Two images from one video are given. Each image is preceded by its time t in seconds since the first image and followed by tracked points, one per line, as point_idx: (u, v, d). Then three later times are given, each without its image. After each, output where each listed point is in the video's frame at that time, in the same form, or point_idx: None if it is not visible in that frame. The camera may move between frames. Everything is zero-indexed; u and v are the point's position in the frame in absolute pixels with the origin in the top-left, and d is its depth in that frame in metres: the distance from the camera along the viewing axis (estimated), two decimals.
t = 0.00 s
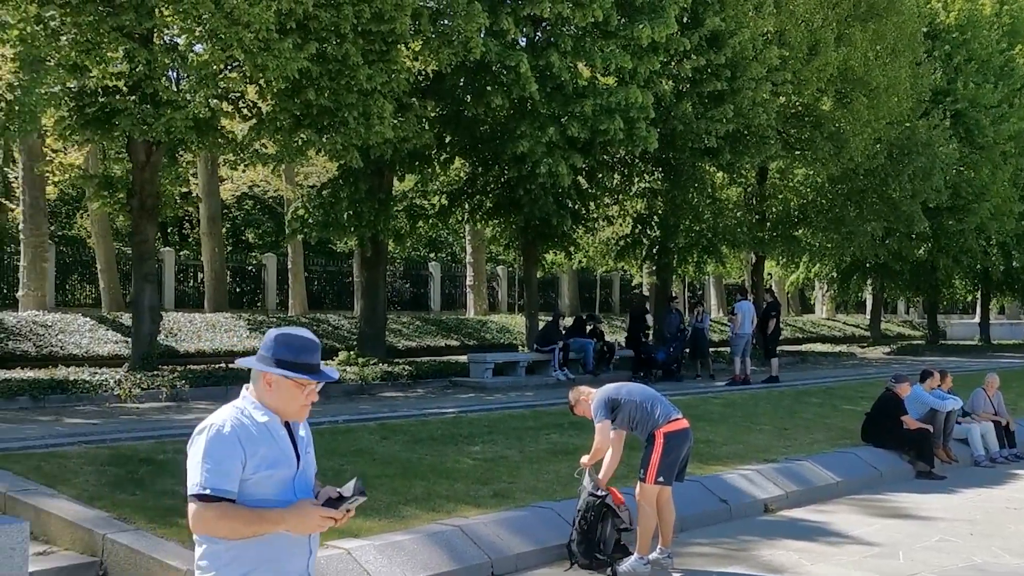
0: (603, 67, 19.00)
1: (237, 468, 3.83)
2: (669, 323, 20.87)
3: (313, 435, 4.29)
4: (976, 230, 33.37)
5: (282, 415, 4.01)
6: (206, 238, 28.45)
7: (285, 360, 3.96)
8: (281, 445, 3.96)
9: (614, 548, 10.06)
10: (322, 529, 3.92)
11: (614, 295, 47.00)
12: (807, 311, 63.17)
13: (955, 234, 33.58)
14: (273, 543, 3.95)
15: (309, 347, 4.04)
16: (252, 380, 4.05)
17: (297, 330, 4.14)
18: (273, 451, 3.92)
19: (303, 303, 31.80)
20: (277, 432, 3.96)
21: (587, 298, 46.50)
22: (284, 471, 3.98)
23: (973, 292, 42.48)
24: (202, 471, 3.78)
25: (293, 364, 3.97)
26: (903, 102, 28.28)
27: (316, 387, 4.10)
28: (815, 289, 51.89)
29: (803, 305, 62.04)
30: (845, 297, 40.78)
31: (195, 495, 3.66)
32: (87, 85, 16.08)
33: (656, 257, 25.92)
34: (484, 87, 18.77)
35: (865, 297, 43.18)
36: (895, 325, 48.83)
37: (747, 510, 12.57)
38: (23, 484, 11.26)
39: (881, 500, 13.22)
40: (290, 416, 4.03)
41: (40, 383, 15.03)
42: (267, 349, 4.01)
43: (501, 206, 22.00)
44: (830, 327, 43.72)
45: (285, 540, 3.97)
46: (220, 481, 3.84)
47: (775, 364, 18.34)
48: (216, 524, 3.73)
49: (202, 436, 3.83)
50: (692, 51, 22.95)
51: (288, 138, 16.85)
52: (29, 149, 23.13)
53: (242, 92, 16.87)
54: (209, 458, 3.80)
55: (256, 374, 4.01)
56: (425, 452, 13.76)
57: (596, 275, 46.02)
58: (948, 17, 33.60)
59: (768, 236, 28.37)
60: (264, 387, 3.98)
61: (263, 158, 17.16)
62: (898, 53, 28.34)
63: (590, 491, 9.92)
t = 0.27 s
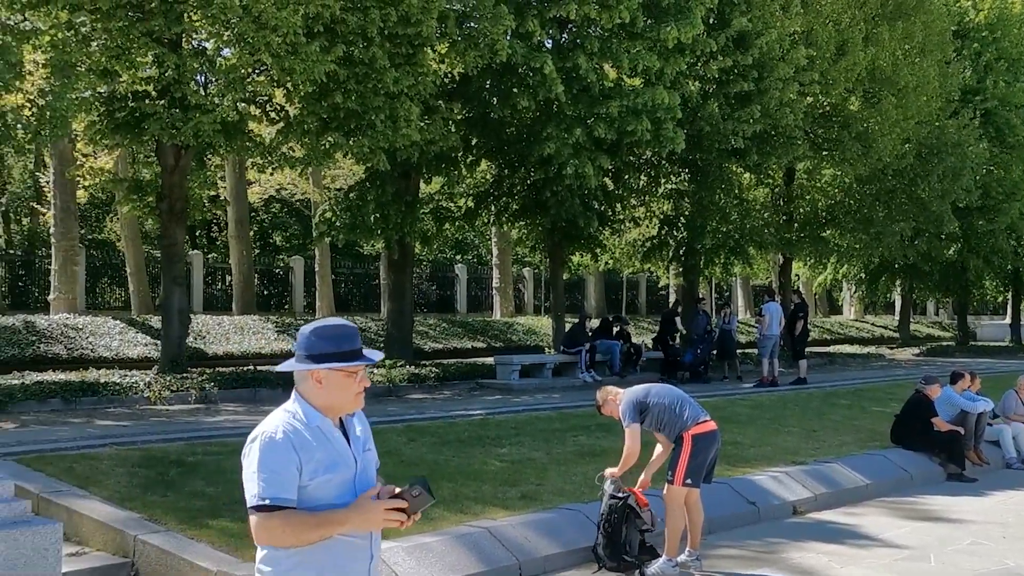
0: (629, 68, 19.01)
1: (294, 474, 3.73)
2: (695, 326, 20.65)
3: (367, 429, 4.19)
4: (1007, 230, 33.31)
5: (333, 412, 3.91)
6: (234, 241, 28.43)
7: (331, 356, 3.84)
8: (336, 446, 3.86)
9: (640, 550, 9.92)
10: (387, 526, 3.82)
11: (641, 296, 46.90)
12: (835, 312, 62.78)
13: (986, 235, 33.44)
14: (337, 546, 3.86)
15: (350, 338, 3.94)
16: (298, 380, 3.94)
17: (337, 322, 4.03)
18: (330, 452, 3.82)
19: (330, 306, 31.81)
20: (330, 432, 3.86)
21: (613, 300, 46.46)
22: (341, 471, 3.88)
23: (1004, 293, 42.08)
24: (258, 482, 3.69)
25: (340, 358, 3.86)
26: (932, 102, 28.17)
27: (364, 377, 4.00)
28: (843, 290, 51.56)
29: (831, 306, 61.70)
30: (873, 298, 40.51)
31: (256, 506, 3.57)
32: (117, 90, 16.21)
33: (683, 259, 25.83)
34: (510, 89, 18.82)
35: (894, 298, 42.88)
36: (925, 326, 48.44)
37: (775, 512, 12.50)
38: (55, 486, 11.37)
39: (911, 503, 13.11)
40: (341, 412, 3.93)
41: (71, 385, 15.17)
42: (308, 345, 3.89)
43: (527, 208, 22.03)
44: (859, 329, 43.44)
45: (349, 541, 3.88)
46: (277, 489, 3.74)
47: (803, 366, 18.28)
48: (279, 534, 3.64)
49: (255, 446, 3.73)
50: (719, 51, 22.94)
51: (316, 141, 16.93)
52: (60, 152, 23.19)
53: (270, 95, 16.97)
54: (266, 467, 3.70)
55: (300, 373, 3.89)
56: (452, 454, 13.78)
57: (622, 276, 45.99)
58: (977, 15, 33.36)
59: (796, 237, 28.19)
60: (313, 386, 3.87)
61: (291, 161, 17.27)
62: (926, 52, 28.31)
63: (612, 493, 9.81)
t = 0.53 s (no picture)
0: (657, 70, 19.01)
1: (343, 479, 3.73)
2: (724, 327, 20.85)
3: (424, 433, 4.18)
4: None
5: (387, 414, 3.90)
6: (264, 245, 28.52)
7: (384, 358, 3.85)
8: (388, 452, 3.85)
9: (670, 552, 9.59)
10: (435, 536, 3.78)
11: (669, 299, 46.79)
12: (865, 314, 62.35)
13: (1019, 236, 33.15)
14: (386, 554, 3.86)
15: (403, 339, 3.94)
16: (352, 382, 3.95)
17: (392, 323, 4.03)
18: (381, 458, 3.81)
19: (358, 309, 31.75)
20: (383, 438, 3.85)
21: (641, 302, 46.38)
22: (393, 477, 3.87)
23: None
24: (305, 486, 3.70)
25: (392, 360, 3.86)
26: (964, 102, 27.96)
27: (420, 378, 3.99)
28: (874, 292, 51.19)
29: (861, 308, 61.29)
30: (904, 300, 40.20)
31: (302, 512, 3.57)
32: (149, 95, 16.34)
33: (712, 261, 25.72)
34: (537, 92, 18.84)
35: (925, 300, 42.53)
36: (956, 328, 47.99)
37: (806, 515, 12.40)
38: (89, 488, 11.46)
39: (944, 507, 12.99)
40: (395, 413, 3.93)
41: (104, 389, 15.31)
42: (361, 347, 3.90)
43: (555, 211, 22.07)
44: (889, 331, 43.13)
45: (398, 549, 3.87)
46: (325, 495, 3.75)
47: (833, 369, 18.19)
48: (326, 541, 3.63)
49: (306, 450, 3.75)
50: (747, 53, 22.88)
51: (345, 145, 17.01)
52: (92, 159, 23.40)
53: (298, 100, 17.08)
54: (316, 471, 3.70)
55: (355, 375, 3.90)
56: (481, 456, 13.80)
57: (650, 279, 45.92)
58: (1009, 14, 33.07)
59: (824, 239, 27.78)
60: (366, 389, 3.88)
61: (319, 165, 17.34)
62: (958, 51, 28.13)
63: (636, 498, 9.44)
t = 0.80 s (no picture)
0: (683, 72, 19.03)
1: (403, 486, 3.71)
2: (752, 330, 20.93)
3: (494, 447, 4.13)
4: None
5: (452, 422, 3.88)
6: (292, 249, 28.67)
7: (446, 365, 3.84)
8: (451, 463, 3.81)
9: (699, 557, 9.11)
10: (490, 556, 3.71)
11: (696, 301, 46.65)
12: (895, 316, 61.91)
13: None
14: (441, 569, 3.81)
15: (468, 348, 3.92)
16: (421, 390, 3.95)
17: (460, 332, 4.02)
18: (442, 468, 3.78)
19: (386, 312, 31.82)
20: (447, 447, 3.82)
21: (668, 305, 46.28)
22: (455, 489, 3.81)
23: None
24: (365, 491, 3.69)
25: (455, 366, 3.85)
26: (994, 102, 27.76)
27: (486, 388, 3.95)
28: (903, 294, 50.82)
29: (890, 310, 60.85)
30: (934, 302, 39.87)
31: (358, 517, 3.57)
32: (178, 102, 16.47)
33: (739, 263, 25.57)
34: (564, 95, 18.88)
35: (955, 302, 42.18)
36: (987, 330, 47.55)
37: (836, 519, 12.31)
38: (121, 491, 11.56)
39: (976, 511, 12.86)
40: (459, 421, 3.89)
41: (135, 393, 15.44)
42: (426, 353, 3.91)
43: (581, 214, 22.09)
44: (919, 333, 42.81)
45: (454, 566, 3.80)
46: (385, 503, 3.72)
47: (863, 371, 18.09)
48: (380, 549, 3.60)
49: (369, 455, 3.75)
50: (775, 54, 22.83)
51: (371, 149, 17.02)
52: (122, 165, 23.63)
53: (326, 105, 17.19)
54: (376, 476, 3.70)
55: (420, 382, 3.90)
56: (509, 460, 13.80)
57: (677, 281, 45.83)
58: None
59: (852, 241, 27.60)
60: (429, 396, 3.86)
61: (347, 169, 17.44)
62: (987, 51, 27.95)
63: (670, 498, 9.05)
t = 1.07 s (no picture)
0: (714, 75, 19.06)
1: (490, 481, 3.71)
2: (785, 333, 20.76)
3: (587, 453, 4.08)
4: None
5: (539, 421, 3.86)
6: (324, 253, 28.82)
7: (529, 362, 3.84)
8: (538, 462, 3.79)
9: (733, 562, 9.16)
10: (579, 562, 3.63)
11: (728, 304, 46.49)
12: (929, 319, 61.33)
13: None
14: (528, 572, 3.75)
15: (556, 347, 3.92)
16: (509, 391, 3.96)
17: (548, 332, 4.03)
18: (529, 466, 3.76)
19: (417, 316, 31.99)
20: (534, 446, 3.80)
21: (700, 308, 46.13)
22: (544, 490, 3.78)
23: None
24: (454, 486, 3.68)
25: (539, 364, 3.84)
26: None
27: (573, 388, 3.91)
28: (938, 297, 50.32)
29: (924, 313, 60.29)
30: (970, 305, 39.46)
31: (444, 511, 3.58)
32: (211, 108, 16.61)
33: (771, 266, 25.38)
34: (594, 98, 18.93)
35: (991, 304, 41.72)
36: None
37: (872, 523, 12.22)
38: (157, 494, 11.65)
39: (1013, 516, 12.70)
40: (547, 420, 3.87)
41: (169, 396, 15.57)
42: (515, 350, 3.92)
43: (611, 218, 22.09)
44: (953, 336, 42.39)
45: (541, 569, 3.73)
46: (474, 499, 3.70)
47: (897, 375, 17.96)
48: (467, 544, 3.57)
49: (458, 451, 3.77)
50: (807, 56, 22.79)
51: (402, 154, 17.03)
52: (156, 171, 23.90)
53: (356, 110, 17.26)
54: (463, 472, 3.71)
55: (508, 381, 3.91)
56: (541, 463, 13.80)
57: (708, 284, 45.70)
58: None
59: (886, 243, 27.44)
60: (516, 395, 3.87)
61: (378, 174, 17.49)
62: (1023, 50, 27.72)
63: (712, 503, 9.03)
